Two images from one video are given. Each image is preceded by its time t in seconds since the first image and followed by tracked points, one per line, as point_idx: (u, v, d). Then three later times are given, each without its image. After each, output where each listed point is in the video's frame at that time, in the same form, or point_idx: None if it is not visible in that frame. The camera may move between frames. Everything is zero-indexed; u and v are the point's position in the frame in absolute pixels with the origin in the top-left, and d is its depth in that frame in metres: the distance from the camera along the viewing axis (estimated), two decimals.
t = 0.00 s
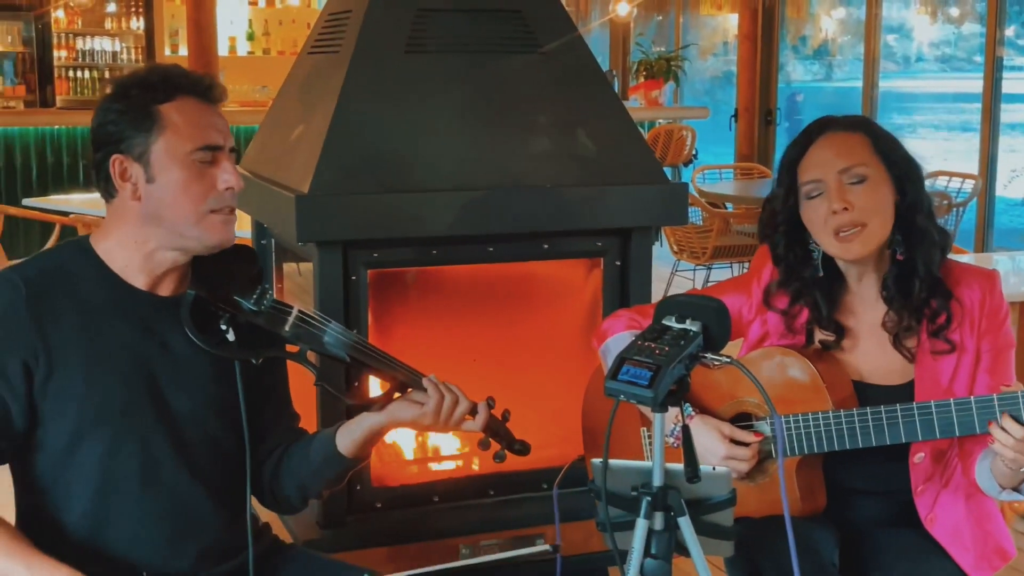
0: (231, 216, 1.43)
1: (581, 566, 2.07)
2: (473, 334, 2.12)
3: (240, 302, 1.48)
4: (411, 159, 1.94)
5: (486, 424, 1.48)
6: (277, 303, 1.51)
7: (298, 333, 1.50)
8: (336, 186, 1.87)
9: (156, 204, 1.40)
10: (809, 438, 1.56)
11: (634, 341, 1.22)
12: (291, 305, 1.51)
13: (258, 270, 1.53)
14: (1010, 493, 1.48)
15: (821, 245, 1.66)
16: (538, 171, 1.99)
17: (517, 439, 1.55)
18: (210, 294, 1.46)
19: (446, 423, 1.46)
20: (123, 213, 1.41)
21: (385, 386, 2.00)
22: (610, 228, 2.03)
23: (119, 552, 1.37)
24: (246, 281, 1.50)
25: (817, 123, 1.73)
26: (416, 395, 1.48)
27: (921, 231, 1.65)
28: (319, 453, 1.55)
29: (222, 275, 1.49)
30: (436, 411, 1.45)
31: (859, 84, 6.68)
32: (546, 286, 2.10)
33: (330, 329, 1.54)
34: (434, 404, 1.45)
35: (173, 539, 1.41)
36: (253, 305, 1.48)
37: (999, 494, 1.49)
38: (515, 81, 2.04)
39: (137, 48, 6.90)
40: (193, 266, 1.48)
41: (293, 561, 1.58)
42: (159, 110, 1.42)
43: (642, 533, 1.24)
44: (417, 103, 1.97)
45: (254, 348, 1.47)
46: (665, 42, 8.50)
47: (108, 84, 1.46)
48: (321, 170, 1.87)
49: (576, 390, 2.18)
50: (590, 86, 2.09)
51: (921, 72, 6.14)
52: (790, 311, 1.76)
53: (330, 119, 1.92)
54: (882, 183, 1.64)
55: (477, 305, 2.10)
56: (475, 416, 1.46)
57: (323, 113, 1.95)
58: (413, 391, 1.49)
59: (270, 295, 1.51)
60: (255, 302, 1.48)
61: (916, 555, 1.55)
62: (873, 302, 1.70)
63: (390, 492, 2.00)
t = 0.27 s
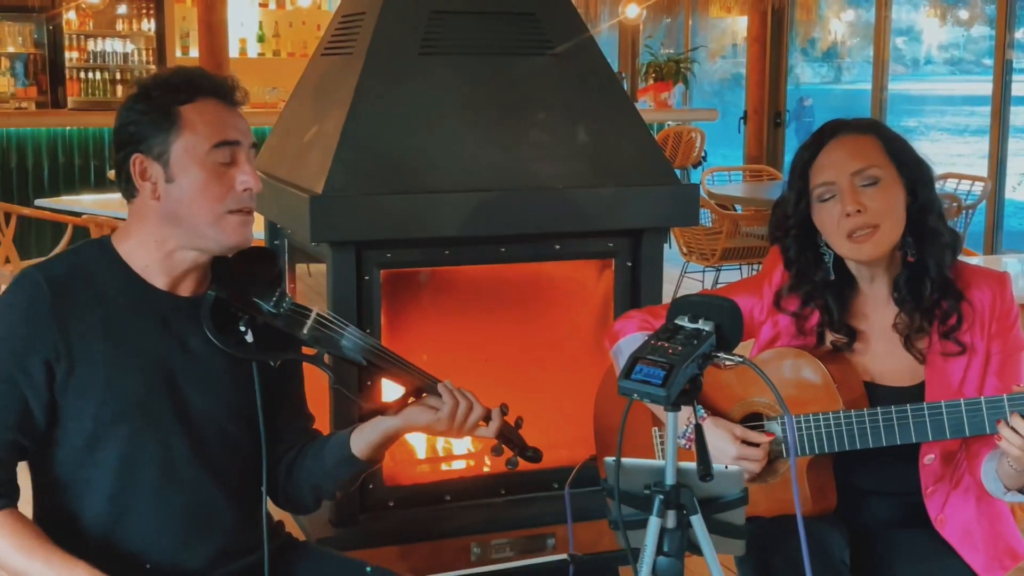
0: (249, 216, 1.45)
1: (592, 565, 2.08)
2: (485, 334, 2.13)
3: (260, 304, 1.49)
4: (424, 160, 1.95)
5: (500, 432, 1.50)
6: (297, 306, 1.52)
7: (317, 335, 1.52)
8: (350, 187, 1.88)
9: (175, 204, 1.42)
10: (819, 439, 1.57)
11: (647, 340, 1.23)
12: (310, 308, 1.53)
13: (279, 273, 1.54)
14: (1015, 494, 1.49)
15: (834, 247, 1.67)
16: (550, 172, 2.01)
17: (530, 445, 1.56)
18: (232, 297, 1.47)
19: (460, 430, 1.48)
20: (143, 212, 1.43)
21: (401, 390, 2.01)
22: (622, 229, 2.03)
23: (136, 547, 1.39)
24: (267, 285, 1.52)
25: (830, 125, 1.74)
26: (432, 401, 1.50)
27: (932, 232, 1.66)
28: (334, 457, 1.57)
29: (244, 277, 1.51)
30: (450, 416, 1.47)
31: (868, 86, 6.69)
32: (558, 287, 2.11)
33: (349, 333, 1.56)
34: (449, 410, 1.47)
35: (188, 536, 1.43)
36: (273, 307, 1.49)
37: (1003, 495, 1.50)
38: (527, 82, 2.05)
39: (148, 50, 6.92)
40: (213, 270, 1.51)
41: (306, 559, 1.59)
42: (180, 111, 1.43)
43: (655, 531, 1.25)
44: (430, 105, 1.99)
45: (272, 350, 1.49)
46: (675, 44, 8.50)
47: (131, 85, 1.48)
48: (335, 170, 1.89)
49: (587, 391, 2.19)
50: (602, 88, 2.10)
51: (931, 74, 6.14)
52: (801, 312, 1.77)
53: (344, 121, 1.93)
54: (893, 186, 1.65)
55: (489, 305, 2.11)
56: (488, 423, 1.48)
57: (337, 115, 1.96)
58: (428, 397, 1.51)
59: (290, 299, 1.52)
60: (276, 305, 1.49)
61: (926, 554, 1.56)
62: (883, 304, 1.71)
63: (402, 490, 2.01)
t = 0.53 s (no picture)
0: (270, 220, 1.47)
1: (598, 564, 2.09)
2: (491, 333, 2.15)
3: (277, 309, 1.51)
4: (432, 160, 1.96)
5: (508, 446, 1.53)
6: (313, 312, 1.55)
7: (331, 343, 1.56)
8: (358, 187, 1.89)
9: (197, 205, 1.45)
10: (826, 436, 1.58)
11: (657, 337, 1.24)
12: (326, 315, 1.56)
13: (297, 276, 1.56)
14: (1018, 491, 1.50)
15: (840, 246, 1.68)
16: (557, 173, 2.02)
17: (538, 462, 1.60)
18: (250, 299, 1.49)
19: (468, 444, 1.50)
20: (166, 211, 1.46)
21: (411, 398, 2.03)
22: (628, 229, 2.04)
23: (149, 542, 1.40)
24: (284, 289, 1.54)
25: (835, 125, 1.75)
26: (443, 413, 1.53)
27: (936, 232, 1.67)
28: (343, 463, 1.59)
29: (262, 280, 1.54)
30: (459, 429, 1.50)
31: (871, 87, 6.70)
32: (564, 286, 2.12)
33: (364, 341, 1.59)
34: (459, 423, 1.49)
35: (196, 532, 1.45)
36: (291, 313, 1.52)
37: (1006, 492, 1.51)
38: (535, 83, 2.07)
39: (152, 50, 6.94)
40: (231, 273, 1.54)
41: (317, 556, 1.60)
42: (207, 113, 1.47)
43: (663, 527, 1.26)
44: (438, 106, 2.00)
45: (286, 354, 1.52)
46: (678, 46, 8.51)
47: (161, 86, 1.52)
48: (344, 170, 1.90)
49: (593, 391, 2.20)
50: (609, 89, 2.11)
51: (934, 75, 6.15)
52: (806, 312, 1.78)
53: (352, 121, 1.94)
54: (899, 187, 1.66)
55: (495, 303, 2.12)
56: (497, 437, 1.51)
57: (345, 115, 1.98)
58: (439, 409, 1.53)
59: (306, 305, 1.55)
60: (292, 311, 1.52)
61: (931, 552, 1.57)
62: (887, 304, 1.72)
63: (409, 488, 2.02)
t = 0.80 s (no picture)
0: (285, 222, 1.48)
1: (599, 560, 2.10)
2: (494, 332, 2.16)
3: (290, 312, 1.53)
4: (434, 159, 1.97)
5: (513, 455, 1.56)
6: (325, 315, 1.57)
7: (342, 346, 1.57)
8: (361, 185, 1.91)
9: (213, 206, 1.46)
10: (826, 432, 1.60)
11: (660, 334, 1.25)
12: (339, 319, 1.57)
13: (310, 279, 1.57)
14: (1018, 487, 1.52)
15: (840, 244, 1.69)
16: (559, 171, 2.03)
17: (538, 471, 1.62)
18: (265, 302, 1.50)
19: (475, 450, 1.54)
20: (183, 211, 1.48)
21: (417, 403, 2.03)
22: (629, 227, 2.06)
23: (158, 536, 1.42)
24: (297, 292, 1.55)
25: (834, 126, 1.76)
26: (451, 420, 1.57)
27: (935, 230, 1.69)
28: (348, 467, 1.61)
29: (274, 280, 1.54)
30: (467, 436, 1.53)
31: (867, 87, 6.71)
32: (565, 284, 2.13)
33: (375, 346, 1.60)
34: (466, 429, 1.53)
35: (204, 527, 1.47)
36: (302, 315, 1.53)
37: (1006, 488, 1.53)
38: (537, 82, 2.08)
39: (151, 50, 6.94)
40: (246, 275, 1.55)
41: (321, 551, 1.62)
42: (227, 115, 1.49)
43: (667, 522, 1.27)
44: (440, 105, 2.01)
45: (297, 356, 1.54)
46: (675, 46, 8.53)
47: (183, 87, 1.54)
48: (347, 168, 1.91)
49: (595, 389, 2.21)
50: (610, 88, 2.13)
51: (930, 75, 6.16)
52: (807, 310, 1.79)
53: (355, 120, 1.95)
54: (898, 186, 1.67)
55: (498, 302, 2.13)
56: (503, 445, 1.54)
57: (348, 114, 1.99)
58: (446, 416, 1.57)
59: (318, 309, 1.56)
60: (304, 313, 1.54)
61: (931, 547, 1.58)
62: (887, 303, 1.73)
63: (411, 485, 2.04)
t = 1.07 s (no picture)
0: (290, 221, 1.49)
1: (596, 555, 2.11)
2: (491, 327, 2.17)
3: (292, 310, 1.52)
4: (432, 155, 1.98)
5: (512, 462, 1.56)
6: (330, 315, 1.56)
7: (345, 344, 1.57)
8: (359, 181, 1.91)
9: (218, 204, 1.47)
10: (824, 425, 1.61)
11: (658, 327, 1.26)
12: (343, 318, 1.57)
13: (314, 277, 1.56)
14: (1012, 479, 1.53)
15: (835, 239, 1.70)
16: (556, 168, 2.04)
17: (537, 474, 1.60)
18: (268, 299, 1.51)
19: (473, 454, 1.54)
20: (189, 207, 1.49)
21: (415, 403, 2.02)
22: (625, 223, 2.07)
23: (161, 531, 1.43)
24: (301, 290, 1.54)
25: (831, 122, 1.78)
26: (450, 424, 1.57)
27: (929, 225, 1.70)
28: (347, 465, 1.62)
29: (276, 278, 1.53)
30: (465, 440, 1.53)
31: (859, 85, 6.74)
32: (562, 280, 2.14)
33: (378, 346, 1.59)
34: (465, 433, 1.53)
35: (206, 521, 1.48)
36: (307, 315, 1.53)
37: (1000, 481, 1.54)
38: (534, 79, 2.09)
39: (143, 48, 6.93)
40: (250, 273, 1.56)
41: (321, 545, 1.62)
42: (235, 113, 1.49)
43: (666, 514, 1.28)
44: (438, 101, 2.02)
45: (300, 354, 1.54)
46: (666, 44, 8.54)
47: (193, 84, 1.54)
48: (345, 164, 1.92)
49: (591, 385, 2.23)
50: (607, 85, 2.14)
51: (921, 74, 6.19)
52: (803, 305, 1.81)
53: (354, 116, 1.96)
54: (894, 182, 1.68)
55: (495, 297, 2.14)
56: (501, 450, 1.54)
57: (346, 111, 1.99)
58: (446, 419, 1.57)
59: (323, 308, 1.55)
60: (309, 313, 1.53)
61: (927, 540, 1.60)
62: (882, 297, 1.74)
63: (409, 480, 2.04)
